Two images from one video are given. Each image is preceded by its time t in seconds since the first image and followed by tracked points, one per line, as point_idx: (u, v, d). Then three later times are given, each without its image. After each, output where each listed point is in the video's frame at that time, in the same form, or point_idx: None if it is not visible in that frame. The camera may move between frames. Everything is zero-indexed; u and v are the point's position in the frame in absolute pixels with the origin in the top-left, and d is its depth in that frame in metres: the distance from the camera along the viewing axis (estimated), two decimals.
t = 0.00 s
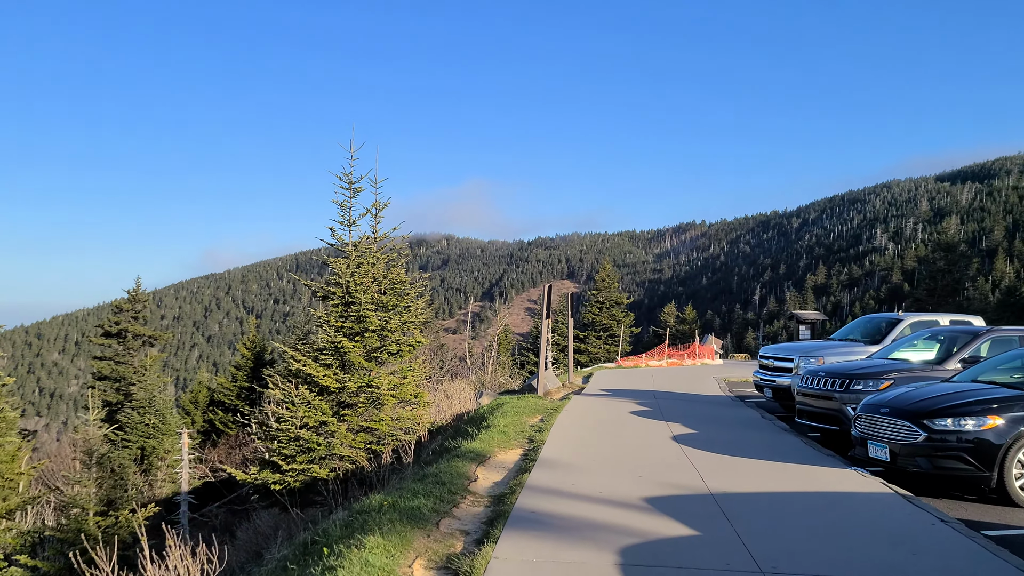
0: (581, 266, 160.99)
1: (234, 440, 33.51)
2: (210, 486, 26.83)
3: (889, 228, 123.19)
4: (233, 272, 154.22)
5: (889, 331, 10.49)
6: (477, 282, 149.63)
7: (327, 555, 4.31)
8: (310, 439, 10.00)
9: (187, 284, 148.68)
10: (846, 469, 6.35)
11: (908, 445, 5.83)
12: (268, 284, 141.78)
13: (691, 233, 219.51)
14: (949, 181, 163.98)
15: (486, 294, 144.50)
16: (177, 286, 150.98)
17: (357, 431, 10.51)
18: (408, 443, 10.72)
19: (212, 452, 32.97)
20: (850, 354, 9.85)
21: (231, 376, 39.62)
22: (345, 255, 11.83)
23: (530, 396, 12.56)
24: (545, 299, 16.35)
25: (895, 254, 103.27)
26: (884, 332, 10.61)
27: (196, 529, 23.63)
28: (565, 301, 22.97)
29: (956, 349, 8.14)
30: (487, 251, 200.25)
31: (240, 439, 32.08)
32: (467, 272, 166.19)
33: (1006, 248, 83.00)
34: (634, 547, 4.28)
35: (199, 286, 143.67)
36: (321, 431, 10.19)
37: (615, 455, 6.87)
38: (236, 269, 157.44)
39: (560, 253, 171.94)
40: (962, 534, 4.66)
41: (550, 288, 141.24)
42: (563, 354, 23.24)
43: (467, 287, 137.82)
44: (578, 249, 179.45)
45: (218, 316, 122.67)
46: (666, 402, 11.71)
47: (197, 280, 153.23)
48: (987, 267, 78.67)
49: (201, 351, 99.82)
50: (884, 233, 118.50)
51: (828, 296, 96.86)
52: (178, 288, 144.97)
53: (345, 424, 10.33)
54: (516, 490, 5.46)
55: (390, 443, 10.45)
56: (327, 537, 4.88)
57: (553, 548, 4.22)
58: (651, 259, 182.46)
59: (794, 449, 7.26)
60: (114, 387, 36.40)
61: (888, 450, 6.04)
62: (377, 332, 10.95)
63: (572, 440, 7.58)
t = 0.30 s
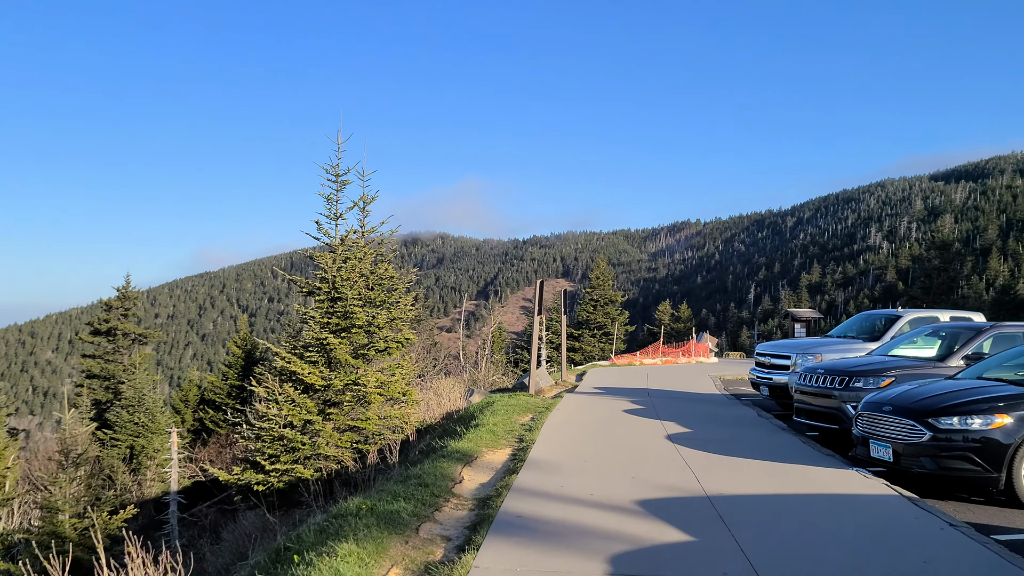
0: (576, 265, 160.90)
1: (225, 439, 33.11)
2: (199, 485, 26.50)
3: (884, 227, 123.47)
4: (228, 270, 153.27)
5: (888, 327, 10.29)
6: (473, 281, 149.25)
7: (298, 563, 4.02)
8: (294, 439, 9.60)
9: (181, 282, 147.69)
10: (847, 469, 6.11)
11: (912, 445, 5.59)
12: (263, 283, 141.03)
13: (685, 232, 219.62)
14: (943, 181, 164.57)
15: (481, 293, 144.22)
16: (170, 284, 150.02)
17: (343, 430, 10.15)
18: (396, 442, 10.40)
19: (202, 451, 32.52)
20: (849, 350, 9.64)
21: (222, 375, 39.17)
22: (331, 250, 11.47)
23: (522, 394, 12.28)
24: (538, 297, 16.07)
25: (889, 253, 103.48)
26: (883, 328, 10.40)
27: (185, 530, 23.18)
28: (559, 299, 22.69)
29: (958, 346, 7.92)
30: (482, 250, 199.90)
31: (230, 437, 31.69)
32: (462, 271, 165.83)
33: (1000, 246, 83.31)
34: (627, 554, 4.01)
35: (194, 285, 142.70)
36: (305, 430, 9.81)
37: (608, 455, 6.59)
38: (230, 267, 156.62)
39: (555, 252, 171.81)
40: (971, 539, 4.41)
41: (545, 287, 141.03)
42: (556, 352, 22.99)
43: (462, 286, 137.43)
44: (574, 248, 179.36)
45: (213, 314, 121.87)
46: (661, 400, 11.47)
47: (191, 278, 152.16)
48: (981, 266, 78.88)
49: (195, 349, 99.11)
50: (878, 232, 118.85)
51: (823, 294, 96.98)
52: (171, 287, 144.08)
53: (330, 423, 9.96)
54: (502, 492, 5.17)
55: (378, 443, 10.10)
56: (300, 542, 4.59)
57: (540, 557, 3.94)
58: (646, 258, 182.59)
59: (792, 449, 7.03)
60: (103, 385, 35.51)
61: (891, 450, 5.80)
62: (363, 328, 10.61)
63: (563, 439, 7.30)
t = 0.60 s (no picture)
0: (573, 265, 160.81)
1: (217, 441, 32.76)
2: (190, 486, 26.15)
3: (880, 229, 123.64)
4: (224, 270, 152.59)
5: (889, 330, 10.06)
6: (470, 282, 148.90)
7: None
8: (279, 444, 9.23)
9: (177, 283, 146.95)
10: (849, 479, 5.88)
11: (918, 455, 5.35)
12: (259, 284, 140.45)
13: (682, 233, 219.68)
14: (939, 182, 165.25)
15: (477, 293, 144.00)
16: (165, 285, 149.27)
17: (330, 435, 9.82)
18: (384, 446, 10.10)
19: (194, 453, 32.09)
20: (849, 354, 9.41)
21: (215, 376, 38.75)
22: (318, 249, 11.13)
23: (514, 398, 12.00)
24: (532, 298, 15.79)
25: (886, 255, 103.63)
26: (884, 331, 10.17)
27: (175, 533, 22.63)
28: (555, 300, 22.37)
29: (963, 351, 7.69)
30: (479, 251, 199.58)
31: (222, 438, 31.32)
32: (458, 272, 165.44)
33: (997, 248, 83.48)
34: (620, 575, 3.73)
35: (190, 285, 142.01)
36: (290, 435, 9.46)
37: (601, 463, 6.33)
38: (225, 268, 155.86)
39: (552, 253, 171.70)
40: (983, 556, 4.16)
41: (542, 288, 140.86)
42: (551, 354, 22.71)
43: (459, 287, 137.13)
44: (570, 249, 179.25)
45: (209, 315, 121.26)
46: (656, 404, 11.22)
47: (187, 279, 151.45)
48: (977, 268, 79.01)
49: (191, 350, 98.55)
50: (875, 234, 119.17)
51: (819, 295, 97.06)
52: (166, 288, 143.37)
53: (317, 428, 9.64)
54: (488, 505, 4.90)
55: (366, 448, 9.79)
56: (270, 560, 4.31)
57: None
58: (642, 259, 182.66)
59: (792, 457, 6.79)
60: (94, 386, 34.83)
61: (895, 459, 5.56)
62: (351, 330, 10.31)
63: (555, 445, 7.04)
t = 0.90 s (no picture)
0: (570, 264, 160.54)
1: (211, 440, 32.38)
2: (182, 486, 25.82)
3: (878, 228, 123.52)
4: (221, 268, 151.86)
5: (893, 329, 9.81)
6: (467, 280, 148.51)
7: None
8: (265, 446, 8.92)
9: (173, 281, 146.21)
10: (854, 485, 5.61)
11: (928, 461, 5.09)
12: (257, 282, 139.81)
13: (679, 233, 219.47)
14: (936, 181, 165.40)
15: (475, 292, 143.63)
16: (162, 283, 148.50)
17: (318, 437, 9.52)
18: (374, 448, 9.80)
19: (187, 453, 31.72)
20: (852, 354, 9.16)
21: (207, 375, 38.32)
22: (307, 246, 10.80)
23: (509, 398, 11.71)
24: (527, 296, 15.49)
25: (883, 254, 103.61)
26: (888, 330, 9.91)
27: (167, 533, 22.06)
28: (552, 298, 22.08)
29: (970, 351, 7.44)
30: (476, 249, 199.19)
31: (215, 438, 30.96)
32: (456, 270, 165.00)
33: (994, 247, 83.42)
34: None
35: (187, 283, 141.32)
36: (277, 436, 9.15)
37: (598, 468, 6.04)
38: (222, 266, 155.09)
39: (549, 252, 171.50)
40: (1001, 570, 3.90)
41: (540, 287, 140.54)
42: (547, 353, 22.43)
43: (457, 286, 136.80)
44: (567, 248, 178.96)
45: (206, 313, 120.66)
46: (654, 405, 10.94)
47: (183, 277, 150.69)
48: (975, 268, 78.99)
49: (187, 348, 97.97)
50: (873, 233, 119.09)
51: (816, 294, 97.03)
52: (162, 286, 142.63)
53: (304, 429, 9.33)
54: (476, 515, 4.61)
55: (354, 450, 9.49)
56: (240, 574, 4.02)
57: None
58: (640, 258, 182.49)
59: (795, 461, 6.52)
60: (85, 385, 34.36)
61: (905, 465, 5.30)
62: (340, 329, 10.00)
63: (548, 449, 6.76)
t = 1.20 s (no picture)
0: (569, 263, 160.27)
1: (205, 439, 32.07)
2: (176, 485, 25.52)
3: (876, 227, 123.43)
4: (219, 266, 151.40)
5: (898, 328, 9.56)
6: (466, 279, 148.23)
7: None
8: (251, 448, 8.62)
9: (172, 279, 145.85)
10: (863, 493, 5.34)
11: (942, 467, 4.82)
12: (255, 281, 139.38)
13: (678, 232, 219.30)
14: (934, 181, 165.42)
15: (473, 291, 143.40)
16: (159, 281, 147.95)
17: (307, 438, 9.21)
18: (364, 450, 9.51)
19: (182, 451, 31.40)
20: (856, 355, 8.90)
21: (202, 373, 37.97)
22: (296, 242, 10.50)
23: (504, 399, 11.44)
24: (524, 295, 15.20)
25: (881, 253, 103.57)
26: (892, 329, 9.67)
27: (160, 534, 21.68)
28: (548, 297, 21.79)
29: (979, 352, 7.19)
30: (475, 248, 198.91)
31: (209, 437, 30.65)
32: (454, 269, 164.73)
33: (992, 247, 83.32)
34: None
35: (185, 281, 140.89)
36: (264, 438, 8.85)
37: (594, 474, 5.77)
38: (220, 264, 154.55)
39: (547, 251, 171.28)
40: None
41: (538, 286, 140.24)
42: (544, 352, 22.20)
43: (455, 285, 136.55)
44: (566, 246, 178.75)
45: (203, 310, 120.32)
46: (652, 405, 10.67)
47: (181, 275, 150.27)
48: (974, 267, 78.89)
49: (185, 346, 97.59)
50: (871, 233, 118.97)
51: (815, 294, 96.96)
52: (160, 284, 142.21)
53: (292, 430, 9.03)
54: (464, 525, 4.32)
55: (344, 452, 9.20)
56: None
57: None
58: (639, 257, 182.35)
59: (800, 467, 6.26)
60: (78, 383, 34.01)
61: (917, 471, 5.03)
62: (329, 327, 9.71)
63: (542, 452, 6.48)
